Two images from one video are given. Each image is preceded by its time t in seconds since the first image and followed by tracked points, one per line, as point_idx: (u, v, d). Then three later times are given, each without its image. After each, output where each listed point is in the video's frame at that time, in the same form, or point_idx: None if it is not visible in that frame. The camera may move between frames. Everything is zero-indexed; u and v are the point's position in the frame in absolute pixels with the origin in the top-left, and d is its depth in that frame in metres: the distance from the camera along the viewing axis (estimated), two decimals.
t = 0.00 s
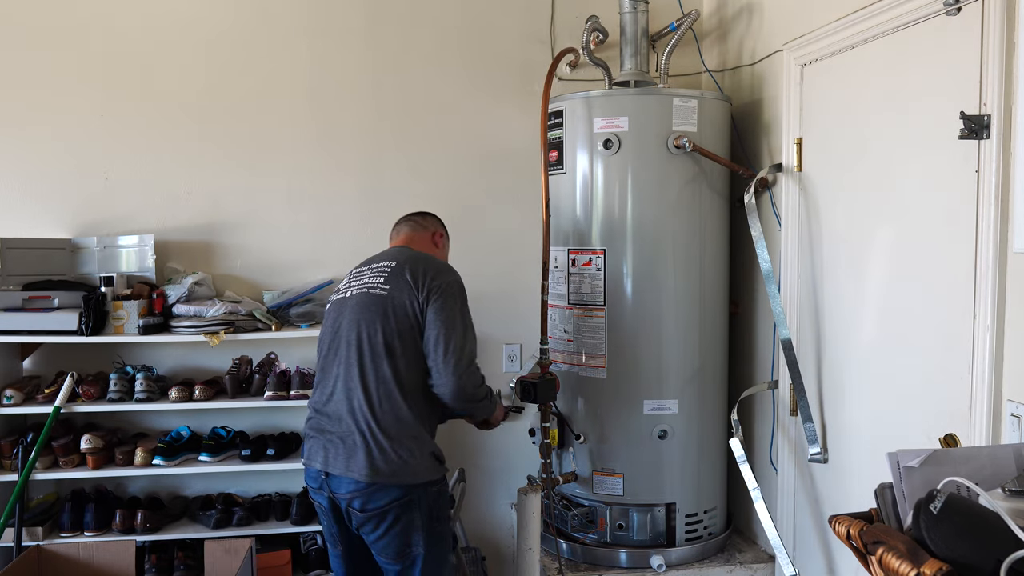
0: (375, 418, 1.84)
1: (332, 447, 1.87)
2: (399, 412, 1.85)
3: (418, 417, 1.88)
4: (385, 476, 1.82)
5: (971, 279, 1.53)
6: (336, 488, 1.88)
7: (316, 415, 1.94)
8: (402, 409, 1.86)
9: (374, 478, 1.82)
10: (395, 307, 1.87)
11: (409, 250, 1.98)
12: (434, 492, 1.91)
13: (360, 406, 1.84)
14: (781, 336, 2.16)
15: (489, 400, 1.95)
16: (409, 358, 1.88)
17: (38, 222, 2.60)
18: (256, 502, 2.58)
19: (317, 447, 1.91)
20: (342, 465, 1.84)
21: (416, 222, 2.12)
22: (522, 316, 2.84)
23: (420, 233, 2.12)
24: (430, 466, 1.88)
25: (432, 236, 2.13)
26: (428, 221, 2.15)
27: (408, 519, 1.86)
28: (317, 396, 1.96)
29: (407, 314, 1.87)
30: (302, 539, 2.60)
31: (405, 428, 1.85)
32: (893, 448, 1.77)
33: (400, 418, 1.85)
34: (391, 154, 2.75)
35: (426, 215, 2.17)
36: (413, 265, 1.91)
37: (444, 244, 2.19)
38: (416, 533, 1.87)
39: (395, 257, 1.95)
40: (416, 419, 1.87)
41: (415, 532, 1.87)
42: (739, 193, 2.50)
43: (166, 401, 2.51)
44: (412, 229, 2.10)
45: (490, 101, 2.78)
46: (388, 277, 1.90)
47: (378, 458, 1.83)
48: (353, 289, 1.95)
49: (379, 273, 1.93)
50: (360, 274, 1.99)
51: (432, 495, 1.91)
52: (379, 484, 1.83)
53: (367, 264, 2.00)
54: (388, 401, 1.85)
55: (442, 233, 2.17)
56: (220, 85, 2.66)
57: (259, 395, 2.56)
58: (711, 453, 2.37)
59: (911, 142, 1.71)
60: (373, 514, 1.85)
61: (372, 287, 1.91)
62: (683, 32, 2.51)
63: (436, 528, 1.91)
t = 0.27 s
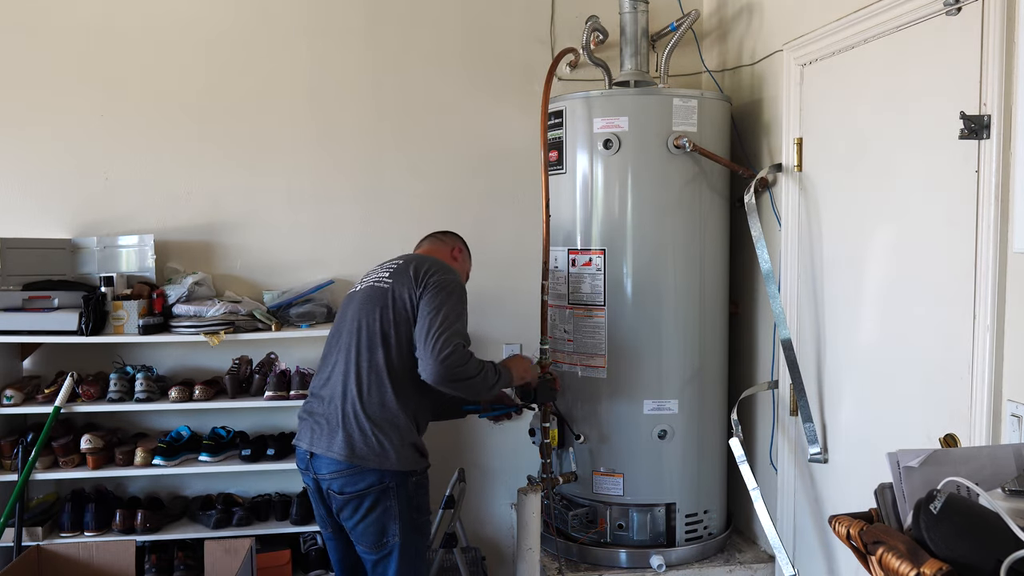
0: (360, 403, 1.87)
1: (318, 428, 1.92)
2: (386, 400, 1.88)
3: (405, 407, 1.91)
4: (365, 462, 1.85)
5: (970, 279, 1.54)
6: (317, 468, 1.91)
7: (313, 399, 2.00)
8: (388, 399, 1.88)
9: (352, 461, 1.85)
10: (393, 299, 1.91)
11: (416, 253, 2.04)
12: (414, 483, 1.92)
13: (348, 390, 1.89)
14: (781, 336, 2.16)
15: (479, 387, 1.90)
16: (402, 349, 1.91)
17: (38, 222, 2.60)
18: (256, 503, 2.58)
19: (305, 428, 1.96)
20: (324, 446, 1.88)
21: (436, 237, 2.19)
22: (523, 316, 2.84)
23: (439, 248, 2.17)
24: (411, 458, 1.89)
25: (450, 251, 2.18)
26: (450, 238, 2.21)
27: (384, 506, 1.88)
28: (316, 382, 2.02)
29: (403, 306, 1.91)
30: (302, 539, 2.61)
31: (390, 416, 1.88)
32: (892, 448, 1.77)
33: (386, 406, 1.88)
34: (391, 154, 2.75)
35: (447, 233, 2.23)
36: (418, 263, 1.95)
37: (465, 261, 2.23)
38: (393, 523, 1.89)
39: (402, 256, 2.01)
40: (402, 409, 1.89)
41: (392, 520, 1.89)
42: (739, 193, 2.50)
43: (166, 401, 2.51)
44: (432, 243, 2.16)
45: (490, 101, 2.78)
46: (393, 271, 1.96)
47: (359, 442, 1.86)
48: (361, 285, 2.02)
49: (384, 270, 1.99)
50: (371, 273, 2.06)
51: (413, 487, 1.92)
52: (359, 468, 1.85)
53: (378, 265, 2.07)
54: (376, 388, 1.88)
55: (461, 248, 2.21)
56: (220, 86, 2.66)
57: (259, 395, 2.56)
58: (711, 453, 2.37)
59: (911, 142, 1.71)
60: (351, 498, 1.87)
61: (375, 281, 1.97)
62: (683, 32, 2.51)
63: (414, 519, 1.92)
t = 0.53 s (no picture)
0: (363, 399, 1.87)
1: (319, 421, 1.92)
2: (388, 396, 1.88)
3: (408, 406, 1.91)
4: (364, 455, 1.85)
5: (970, 278, 1.53)
6: (316, 458, 1.92)
7: (317, 394, 2.01)
8: (391, 396, 1.88)
9: (351, 454, 1.85)
10: (403, 299, 1.92)
11: (426, 257, 2.05)
12: (411, 480, 1.92)
13: (350, 384, 1.89)
14: (781, 336, 2.16)
15: (493, 387, 1.91)
16: (409, 348, 1.92)
17: (38, 222, 2.60)
18: (256, 503, 2.58)
19: (307, 421, 1.97)
20: (324, 438, 1.88)
21: (449, 244, 2.20)
22: (523, 316, 2.84)
23: (452, 254, 2.19)
24: (410, 454, 1.90)
25: (463, 255, 2.19)
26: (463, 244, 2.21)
27: (381, 500, 1.88)
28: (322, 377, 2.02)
29: (413, 307, 1.92)
30: (302, 539, 2.61)
31: (391, 412, 1.88)
32: (893, 448, 1.77)
33: (387, 401, 1.88)
34: (391, 154, 2.75)
35: (460, 240, 2.23)
36: (427, 264, 1.96)
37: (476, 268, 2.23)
38: (389, 517, 1.89)
39: (413, 258, 2.02)
40: (403, 406, 1.90)
41: (388, 514, 1.89)
42: (739, 193, 2.50)
43: (166, 401, 2.51)
44: (445, 248, 2.18)
45: (490, 101, 2.78)
46: (402, 271, 1.97)
47: (358, 436, 1.86)
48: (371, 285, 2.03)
49: (394, 270, 2.00)
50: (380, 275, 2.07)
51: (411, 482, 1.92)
52: (357, 461, 1.86)
53: (388, 267, 2.08)
54: (378, 383, 1.88)
55: (474, 255, 2.22)
56: (220, 86, 2.66)
57: (259, 395, 2.56)
58: (711, 454, 2.37)
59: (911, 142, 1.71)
60: (348, 491, 1.87)
61: (385, 282, 1.98)
62: (683, 32, 2.51)
63: (409, 515, 1.92)
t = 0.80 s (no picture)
0: (370, 397, 1.88)
1: (326, 419, 1.92)
2: (395, 394, 1.89)
3: (415, 405, 1.92)
4: (371, 453, 1.85)
5: (971, 278, 1.53)
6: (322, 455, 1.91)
7: (323, 392, 2.00)
8: (399, 395, 1.89)
9: (358, 452, 1.84)
10: (411, 298, 1.93)
11: (434, 257, 2.06)
12: (417, 479, 1.92)
13: (358, 383, 1.89)
14: (781, 336, 2.16)
15: (500, 386, 1.92)
16: (417, 347, 1.93)
17: (38, 222, 2.60)
18: (256, 503, 2.58)
19: (313, 419, 1.96)
20: (330, 435, 1.88)
21: (457, 245, 2.20)
22: (523, 316, 2.84)
23: (459, 256, 2.19)
24: (417, 453, 1.89)
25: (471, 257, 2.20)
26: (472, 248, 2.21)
27: (386, 499, 1.88)
28: (328, 376, 2.02)
29: (422, 306, 1.93)
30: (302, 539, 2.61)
31: (398, 410, 1.88)
32: (893, 448, 1.77)
33: (395, 400, 1.88)
34: (391, 153, 2.75)
35: (468, 242, 2.23)
36: (435, 264, 1.98)
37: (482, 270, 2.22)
38: (394, 516, 1.89)
39: (421, 258, 2.03)
40: (410, 405, 1.90)
41: (393, 513, 1.89)
42: (739, 193, 2.50)
43: (166, 401, 2.51)
44: (453, 249, 2.19)
45: (489, 101, 2.78)
46: (411, 271, 1.98)
47: (366, 434, 1.86)
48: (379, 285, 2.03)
49: (402, 270, 2.01)
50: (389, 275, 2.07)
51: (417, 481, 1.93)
52: (364, 459, 1.85)
53: (396, 267, 2.09)
54: (386, 382, 1.89)
55: (482, 257, 2.22)
56: (219, 85, 2.66)
57: (259, 395, 2.56)
58: (711, 454, 2.37)
59: (911, 142, 1.71)
60: (354, 488, 1.87)
61: (394, 281, 1.98)
62: (683, 32, 2.51)
63: (415, 514, 1.92)
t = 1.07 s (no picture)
0: (373, 398, 1.87)
1: (327, 419, 1.92)
2: (398, 394, 1.89)
3: (417, 405, 1.91)
4: (372, 454, 1.85)
5: (971, 279, 1.53)
6: (323, 455, 1.91)
7: (325, 393, 2.00)
8: (401, 395, 1.89)
9: (359, 452, 1.84)
10: (414, 298, 1.93)
11: (436, 257, 2.06)
12: (419, 479, 1.92)
13: (360, 383, 1.89)
14: (781, 336, 2.15)
15: (506, 382, 1.92)
16: (420, 347, 1.93)
17: (38, 222, 2.61)
18: (256, 503, 2.58)
19: (314, 419, 1.96)
20: (332, 436, 1.88)
21: (459, 246, 2.20)
22: (523, 316, 2.84)
23: (462, 257, 2.19)
24: (418, 454, 1.89)
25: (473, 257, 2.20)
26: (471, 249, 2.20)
27: (387, 499, 1.88)
28: (330, 375, 2.03)
29: (425, 306, 1.93)
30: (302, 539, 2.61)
31: (400, 410, 1.88)
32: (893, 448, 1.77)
33: (397, 400, 1.88)
34: (391, 153, 2.75)
35: (469, 243, 2.23)
36: (438, 264, 1.98)
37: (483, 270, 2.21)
38: (395, 517, 1.89)
39: (423, 259, 2.03)
40: (412, 405, 1.90)
41: (394, 513, 1.89)
42: (739, 193, 2.50)
43: (166, 401, 2.51)
44: (455, 249, 2.19)
45: (489, 101, 2.78)
46: (413, 271, 1.98)
47: (367, 434, 1.86)
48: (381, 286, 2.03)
49: (405, 271, 2.01)
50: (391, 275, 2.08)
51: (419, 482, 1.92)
52: (366, 459, 1.85)
53: (397, 268, 2.10)
54: (388, 382, 1.88)
55: (484, 258, 2.22)
56: (219, 85, 2.66)
57: (259, 395, 2.56)
58: (711, 454, 2.37)
59: (911, 141, 1.71)
60: (355, 489, 1.87)
61: (396, 282, 1.98)
62: (683, 32, 2.51)
63: (415, 515, 1.92)
